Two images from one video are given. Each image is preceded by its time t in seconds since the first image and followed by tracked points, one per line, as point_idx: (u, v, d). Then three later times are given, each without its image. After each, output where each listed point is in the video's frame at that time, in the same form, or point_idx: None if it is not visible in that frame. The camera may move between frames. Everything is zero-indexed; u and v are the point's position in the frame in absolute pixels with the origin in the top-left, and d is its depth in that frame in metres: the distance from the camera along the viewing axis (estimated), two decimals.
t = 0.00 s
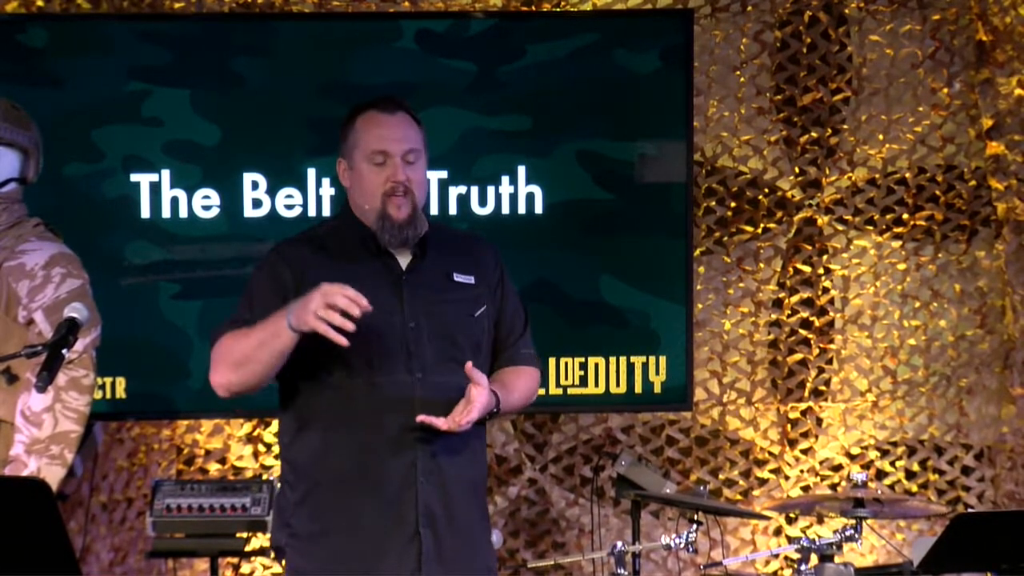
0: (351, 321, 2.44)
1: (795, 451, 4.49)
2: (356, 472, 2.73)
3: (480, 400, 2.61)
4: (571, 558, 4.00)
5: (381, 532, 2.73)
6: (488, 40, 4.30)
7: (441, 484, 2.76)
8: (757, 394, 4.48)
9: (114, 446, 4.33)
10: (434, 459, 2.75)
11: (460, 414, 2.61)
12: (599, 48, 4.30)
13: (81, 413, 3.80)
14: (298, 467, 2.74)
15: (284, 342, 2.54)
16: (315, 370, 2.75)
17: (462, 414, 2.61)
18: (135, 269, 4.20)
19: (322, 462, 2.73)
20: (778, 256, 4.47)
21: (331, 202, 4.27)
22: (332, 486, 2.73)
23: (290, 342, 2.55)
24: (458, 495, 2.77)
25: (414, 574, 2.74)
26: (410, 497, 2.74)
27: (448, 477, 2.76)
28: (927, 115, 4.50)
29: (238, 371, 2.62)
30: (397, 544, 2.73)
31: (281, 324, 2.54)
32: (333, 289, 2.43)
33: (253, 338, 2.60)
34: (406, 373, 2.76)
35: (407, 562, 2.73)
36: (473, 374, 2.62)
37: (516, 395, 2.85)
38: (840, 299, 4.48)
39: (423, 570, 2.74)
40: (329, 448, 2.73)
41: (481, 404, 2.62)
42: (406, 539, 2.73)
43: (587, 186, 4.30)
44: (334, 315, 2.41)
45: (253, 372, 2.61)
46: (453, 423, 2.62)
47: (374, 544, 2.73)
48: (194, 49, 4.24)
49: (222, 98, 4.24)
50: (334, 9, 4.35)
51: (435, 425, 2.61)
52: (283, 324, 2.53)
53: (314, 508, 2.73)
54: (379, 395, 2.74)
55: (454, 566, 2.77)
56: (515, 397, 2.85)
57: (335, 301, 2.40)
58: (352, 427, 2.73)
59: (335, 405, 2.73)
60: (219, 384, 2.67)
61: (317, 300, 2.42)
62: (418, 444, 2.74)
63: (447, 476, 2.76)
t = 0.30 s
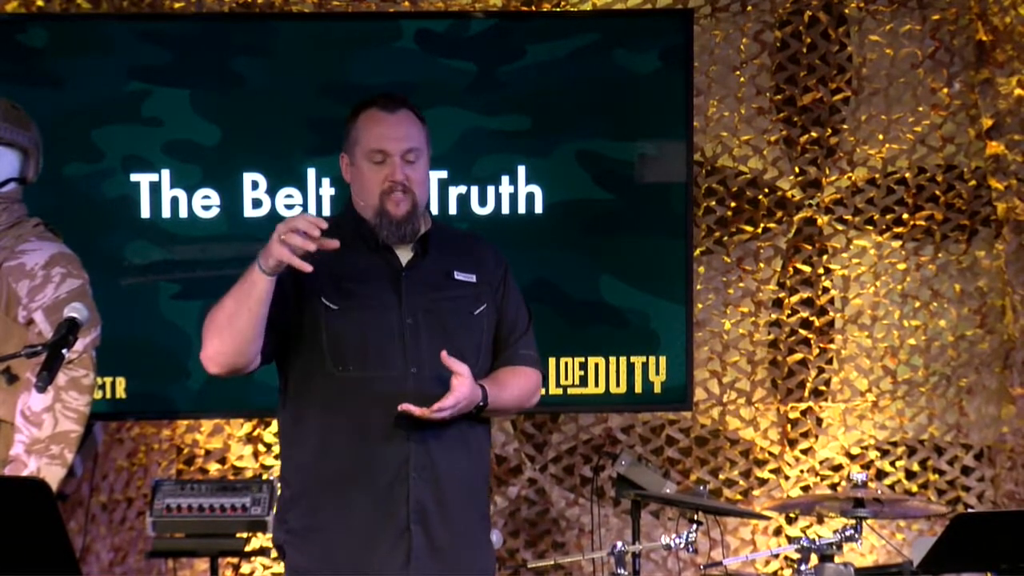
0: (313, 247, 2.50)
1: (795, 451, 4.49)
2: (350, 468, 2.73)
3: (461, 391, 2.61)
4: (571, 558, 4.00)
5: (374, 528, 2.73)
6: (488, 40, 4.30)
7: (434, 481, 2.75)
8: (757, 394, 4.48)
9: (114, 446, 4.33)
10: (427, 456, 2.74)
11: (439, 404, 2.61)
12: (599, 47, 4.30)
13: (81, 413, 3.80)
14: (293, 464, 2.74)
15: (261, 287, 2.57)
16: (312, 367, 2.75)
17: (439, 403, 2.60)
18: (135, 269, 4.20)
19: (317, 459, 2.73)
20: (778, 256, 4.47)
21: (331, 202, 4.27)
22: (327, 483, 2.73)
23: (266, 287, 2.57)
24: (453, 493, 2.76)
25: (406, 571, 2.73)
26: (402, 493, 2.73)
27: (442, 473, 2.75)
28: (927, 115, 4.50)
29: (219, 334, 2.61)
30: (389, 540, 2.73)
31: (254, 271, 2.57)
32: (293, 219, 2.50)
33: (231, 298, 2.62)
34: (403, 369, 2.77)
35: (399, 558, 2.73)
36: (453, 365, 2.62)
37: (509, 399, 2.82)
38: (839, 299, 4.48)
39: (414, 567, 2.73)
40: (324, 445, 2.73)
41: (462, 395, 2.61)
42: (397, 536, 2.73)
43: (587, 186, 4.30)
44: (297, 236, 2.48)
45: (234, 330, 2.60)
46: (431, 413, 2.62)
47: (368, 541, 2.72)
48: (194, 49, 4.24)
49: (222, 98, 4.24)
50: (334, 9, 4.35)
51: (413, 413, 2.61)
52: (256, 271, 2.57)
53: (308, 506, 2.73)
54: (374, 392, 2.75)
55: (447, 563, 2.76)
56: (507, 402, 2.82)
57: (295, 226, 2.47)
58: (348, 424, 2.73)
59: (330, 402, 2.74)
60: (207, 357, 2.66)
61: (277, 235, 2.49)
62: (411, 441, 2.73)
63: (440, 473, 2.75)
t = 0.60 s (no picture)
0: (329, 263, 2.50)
1: (795, 451, 4.49)
2: (349, 468, 2.73)
3: (458, 393, 2.61)
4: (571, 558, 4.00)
5: (372, 529, 2.73)
6: (488, 40, 4.30)
7: (433, 481, 2.75)
8: (757, 394, 4.48)
9: (114, 446, 4.33)
10: (425, 456, 2.74)
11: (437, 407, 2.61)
12: (598, 48, 4.30)
13: (81, 413, 3.80)
14: (292, 465, 2.74)
15: (271, 295, 2.57)
16: (311, 369, 2.75)
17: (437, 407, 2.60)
18: (135, 269, 4.20)
19: (316, 460, 2.73)
20: (778, 256, 4.47)
21: (332, 202, 4.28)
22: (326, 483, 2.73)
23: (276, 294, 2.58)
24: (452, 493, 2.76)
25: (403, 571, 2.73)
26: (400, 494, 2.73)
27: (440, 474, 2.75)
28: (927, 115, 4.50)
29: (224, 339, 2.61)
30: (387, 541, 2.73)
31: (265, 278, 2.57)
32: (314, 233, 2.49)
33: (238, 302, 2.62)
34: (402, 369, 2.77)
35: (397, 558, 2.73)
36: (450, 368, 2.62)
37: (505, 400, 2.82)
38: (839, 299, 4.48)
39: (413, 566, 2.73)
40: (323, 445, 2.73)
41: (460, 396, 2.62)
42: (395, 536, 2.73)
43: (587, 186, 4.31)
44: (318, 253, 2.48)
45: (241, 334, 2.61)
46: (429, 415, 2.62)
47: (366, 541, 2.72)
48: (194, 49, 4.24)
49: (222, 98, 4.24)
50: (334, 9, 4.35)
51: (411, 415, 2.61)
52: (267, 278, 2.57)
53: (307, 507, 2.73)
54: (374, 392, 2.74)
55: (445, 563, 2.76)
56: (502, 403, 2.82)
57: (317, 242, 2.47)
58: (349, 423, 2.73)
59: (329, 402, 2.74)
60: (209, 361, 2.66)
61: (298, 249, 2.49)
62: (409, 442, 2.73)
63: (437, 473, 2.75)
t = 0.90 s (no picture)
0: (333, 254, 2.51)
1: (795, 451, 4.49)
2: (354, 469, 2.71)
3: (467, 387, 2.61)
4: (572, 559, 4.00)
5: (378, 530, 2.72)
6: (488, 40, 4.30)
7: (440, 481, 2.74)
8: (758, 394, 4.48)
9: (114, 446, 4.33)
10: (432, 456, 2.73)
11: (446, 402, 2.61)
12: (598, 48, 4.30)
13: (82, 413, 3.80)
14: (296, 467, 2.73)
15: (275, 292, 2.56)
16: (313, 370, 2.73)
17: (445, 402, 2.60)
18: (135, 269, 4.20)
19: (320, 461, 2.72)
20: (778, 256, 4.46)
21: (332, 202, 4.28)
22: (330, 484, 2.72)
23: (280, 291, 2.57)
24: (457, 492, 2.76)
25: (411, 571, 2.72)
26: (408, 494, 2.72)
27: (446, 473, 2.75)
28: (927, 115, 4.50)
29: (229, 340, 2.61)
30: (394, 541, 2.72)
31: (269, 275, 2.57)
32: (317, 225, 2.50)
33: (242, 303, 2.61)
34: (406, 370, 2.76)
35: (406, 559, 2.72)
36: (458, 363, 2.61)
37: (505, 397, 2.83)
38: (840, 299, 4.48)
39: (421, 567, 2.72)
40: (326, 447, 2.71)
41: (468, 390, 2.62)
42: (404, 536, 2.72)
43: (587, 186, 4.30)
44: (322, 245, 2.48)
45: (246, 333, 2.60)
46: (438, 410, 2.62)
47: (373, 541, 2.71)
48: (194, 49, 4.24)
49: (222, 98, 4.24)
50: (335, 9, 4.35)
51: (420, 410, 2.61)
52: (271, 275, 2.57)
53: (312, 508, 2.72)
54: (377, 393, 2.73)
55: (451, 563, 2.75)
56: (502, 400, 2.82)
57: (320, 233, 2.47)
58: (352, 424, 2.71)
59: (333, 403, 2.72)
60: (215, 363, 2.66)
61: (301, 241, 2.49)
62: (416, 441, 2.72)
63: (443, 473, 2.74)
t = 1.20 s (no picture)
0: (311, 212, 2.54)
1: (795, 451, 4.49)
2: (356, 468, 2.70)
3: (454, 364, 2.65)
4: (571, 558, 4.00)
5: (381, 529, 2.70)
6: (487, 40, 4.30)
7: (444, 480, 2.74)
8: (758, 394, 4.48)
9: (114, 445, 4.33)
10: (436, 455, 2.73)
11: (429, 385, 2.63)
12: (598, 48, 4.30)
13: (82, 413, 3.80)
14: (298, 466, 2.72)
15: (269, 269, 2.58)
16: (314, 370, 2.73)
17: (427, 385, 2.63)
18: (136, 269, 4.21)
19: (323, 461, 2.71)
20: (778, 256, 4.47)
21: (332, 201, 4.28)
22: (333, 484, 2.70)
23: (273, 269, 2.59)
24: (460, 491, 2.76)
25: (416, 571, 2.71)
26: (412, 493, 2.71)
27: (450, 472, 2.74)
28: (927, 115, 4.50)
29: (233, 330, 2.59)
30: (399, 541, 2.70)
31: (261, 256, 2.59)
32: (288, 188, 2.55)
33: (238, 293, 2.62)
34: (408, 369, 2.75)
35: (411, 558, 2.70)
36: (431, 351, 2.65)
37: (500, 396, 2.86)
38: (840, 299, 4.47)
39: (426, 566, 2.71)
40: (329, 447, 2.70)
41: (455, 368, 2.66)
42: (409, 536, 2.70)
43: (588, 186, 4.30)
44: (299, 201, 2.54)
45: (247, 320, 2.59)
46: (424, 395, 2.64)
47: (376, 541, 2.70)
48: (194, 49, 4.24)
49: (222, 98, 4.24)
50: (335, 9, 4.33)
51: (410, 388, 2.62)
52: (262, 254, 2.59)
53: (314, 508, 2.71)
54: (377, 393, 2.72)
55: (455, 562, 2.75)
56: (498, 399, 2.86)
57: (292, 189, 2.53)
58: (354, 424, 2.71)
59: (335, 401, 2.71)
60: (222, 361, 2.62)
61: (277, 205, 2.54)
62: (420, 440, 2.72)
63: (447, 472, 2.74)
